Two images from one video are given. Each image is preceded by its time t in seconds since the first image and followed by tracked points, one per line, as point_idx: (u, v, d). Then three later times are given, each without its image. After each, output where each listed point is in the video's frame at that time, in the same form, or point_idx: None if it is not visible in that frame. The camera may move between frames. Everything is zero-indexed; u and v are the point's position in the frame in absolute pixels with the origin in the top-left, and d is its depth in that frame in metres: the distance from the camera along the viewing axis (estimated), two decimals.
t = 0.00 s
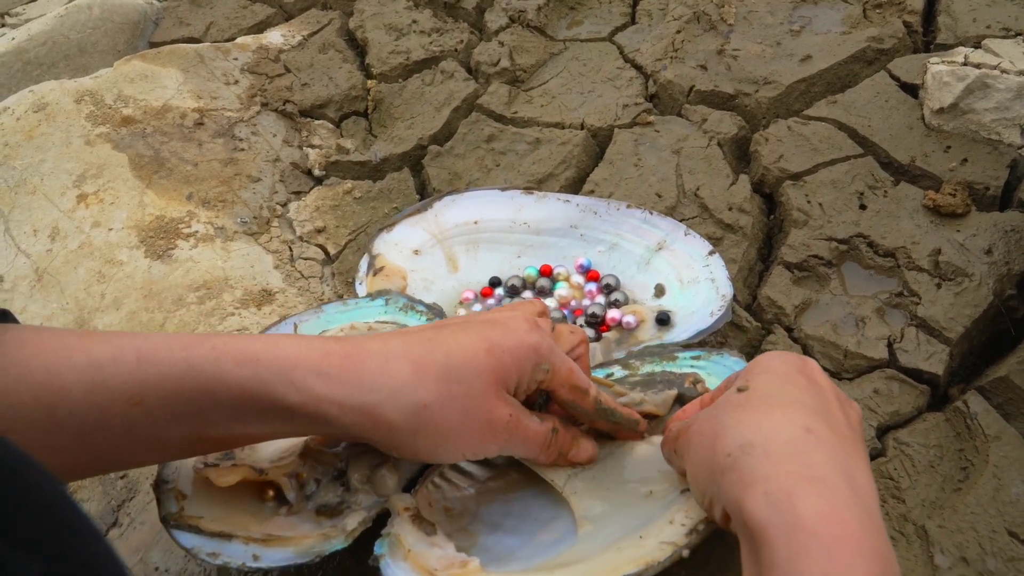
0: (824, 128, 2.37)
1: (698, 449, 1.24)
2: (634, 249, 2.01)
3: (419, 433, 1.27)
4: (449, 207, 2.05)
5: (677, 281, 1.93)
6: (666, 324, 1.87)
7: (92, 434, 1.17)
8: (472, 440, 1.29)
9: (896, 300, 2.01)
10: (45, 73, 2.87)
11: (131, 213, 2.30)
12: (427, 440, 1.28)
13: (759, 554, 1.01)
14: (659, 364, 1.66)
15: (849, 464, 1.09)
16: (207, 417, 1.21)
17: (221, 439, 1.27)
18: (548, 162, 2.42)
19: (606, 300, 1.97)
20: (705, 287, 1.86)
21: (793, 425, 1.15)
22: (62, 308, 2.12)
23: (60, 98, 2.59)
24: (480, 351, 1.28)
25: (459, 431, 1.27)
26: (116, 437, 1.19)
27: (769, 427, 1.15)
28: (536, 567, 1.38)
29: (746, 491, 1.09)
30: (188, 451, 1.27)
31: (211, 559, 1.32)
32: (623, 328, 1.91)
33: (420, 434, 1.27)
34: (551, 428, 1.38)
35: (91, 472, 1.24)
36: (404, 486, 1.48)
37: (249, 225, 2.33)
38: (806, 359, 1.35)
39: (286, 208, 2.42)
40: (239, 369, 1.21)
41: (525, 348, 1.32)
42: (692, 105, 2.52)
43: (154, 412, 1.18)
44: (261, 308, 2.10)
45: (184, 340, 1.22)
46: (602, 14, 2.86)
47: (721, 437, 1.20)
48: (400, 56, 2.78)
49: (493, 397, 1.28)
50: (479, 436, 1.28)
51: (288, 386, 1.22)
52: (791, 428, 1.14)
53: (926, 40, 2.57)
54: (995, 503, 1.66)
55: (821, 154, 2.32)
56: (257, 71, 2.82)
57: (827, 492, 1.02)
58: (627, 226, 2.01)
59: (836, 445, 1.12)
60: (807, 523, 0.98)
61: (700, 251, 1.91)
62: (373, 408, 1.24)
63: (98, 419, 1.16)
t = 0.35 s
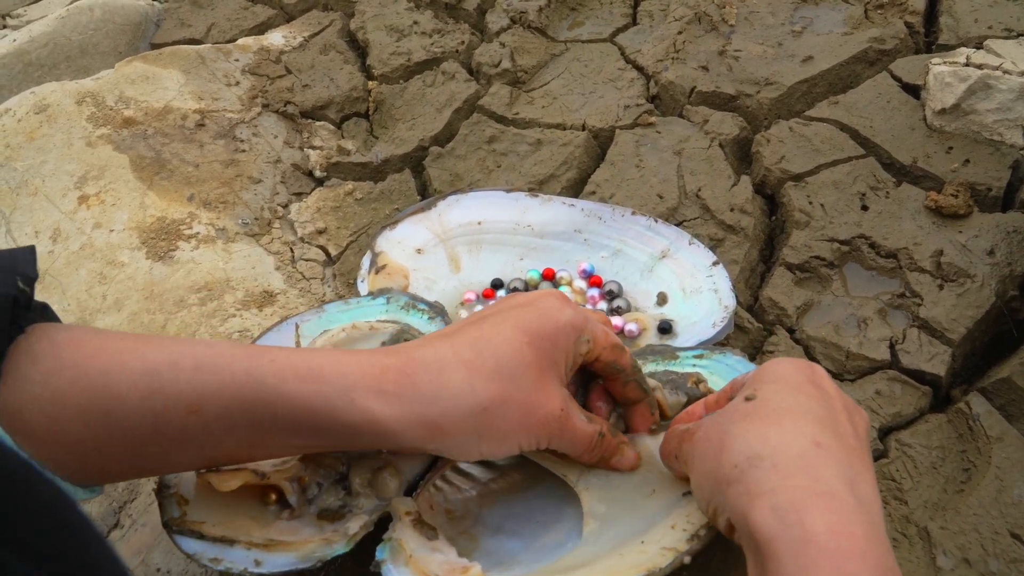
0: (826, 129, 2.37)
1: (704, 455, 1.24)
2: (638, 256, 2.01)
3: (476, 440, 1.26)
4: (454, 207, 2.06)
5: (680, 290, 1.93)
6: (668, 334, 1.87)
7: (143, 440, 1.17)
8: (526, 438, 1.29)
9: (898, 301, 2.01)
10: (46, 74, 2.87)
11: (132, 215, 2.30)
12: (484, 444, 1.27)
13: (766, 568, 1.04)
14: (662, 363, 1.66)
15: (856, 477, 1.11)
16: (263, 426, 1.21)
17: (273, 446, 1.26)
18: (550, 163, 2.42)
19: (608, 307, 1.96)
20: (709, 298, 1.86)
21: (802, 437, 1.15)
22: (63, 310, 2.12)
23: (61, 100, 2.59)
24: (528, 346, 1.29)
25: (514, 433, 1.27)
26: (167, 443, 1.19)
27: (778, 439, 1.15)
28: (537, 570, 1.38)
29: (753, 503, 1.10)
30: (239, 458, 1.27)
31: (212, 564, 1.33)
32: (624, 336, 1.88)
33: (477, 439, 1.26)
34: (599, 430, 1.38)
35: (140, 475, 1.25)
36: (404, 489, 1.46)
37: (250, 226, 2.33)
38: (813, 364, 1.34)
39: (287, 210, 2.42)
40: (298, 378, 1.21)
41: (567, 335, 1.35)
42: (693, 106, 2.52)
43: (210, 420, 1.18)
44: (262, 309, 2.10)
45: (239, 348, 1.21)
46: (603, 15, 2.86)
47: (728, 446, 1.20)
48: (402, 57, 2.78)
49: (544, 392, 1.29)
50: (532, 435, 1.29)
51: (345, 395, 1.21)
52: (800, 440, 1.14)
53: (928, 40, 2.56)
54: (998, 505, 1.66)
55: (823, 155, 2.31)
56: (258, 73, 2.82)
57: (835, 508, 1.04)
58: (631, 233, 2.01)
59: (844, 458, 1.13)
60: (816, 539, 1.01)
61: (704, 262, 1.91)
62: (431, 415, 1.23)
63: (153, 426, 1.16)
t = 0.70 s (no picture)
0: (827, 129, 2.37)
1: (705, 450, 1.24)
2: (639, 255, 2.01)
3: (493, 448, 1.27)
4: (454, 207, 2.06)
5: (681, 287, 1.93)
6: (669, 331, 1.86)
7: (159, 436, 1.18)
8: (543, 449, 1.30)
9: (900, 302, 2.01)
10: (47, 75, 2.87)
11: (134, 215, 2.30)
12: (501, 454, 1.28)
13: (767, 556, 1.03)
14: (665, 367, 1.65)
15: (855, 467, 1.11)
16: (281, 426, 1.22)
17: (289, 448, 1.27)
18: (551, 163, 2.42)
19: (609, 306, 1.95)
20: (709, 294, 1.86)
21: (800, 428, 1.15)
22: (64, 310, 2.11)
23: (63, 100, 2.59)
24: (554, 358, 1.30)
25: (533, 443, 1.28)
26: (182, 441, 1.20)
27: (777, 430, 1.16)
28: (537, 567, 1.37)
29: (753, 493, 1.10)
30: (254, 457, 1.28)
31: (213, 556, 1.33)
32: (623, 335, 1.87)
33: (495, 449, 1.27)
34: (604, 431, 1.40)
35: (154, 470, 1.26)
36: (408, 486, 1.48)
37: (252, 227, 2.33)
38: (810, 360, 1.35)
39: (289, 211, 2.42)
40: (320, 380, 1.21)
41: (593, 348, 1.36)
42: (695, 106, 2.52)
43: (229, 418, 1.19)
44: (264, 310, 2.10)
45: (262, 347, 1.21)
46: (604, 16, 2.86)
47: (728, 439, 1.20)
48: (403, 58, 2.78)
49: (565, 405, 1.30)
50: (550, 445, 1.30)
51: (367, 399, 1.22)
52: (799, 431, 1.15)
53: (929, 41, 2.56)
54: (1000, 506, 1.65)
55: (824, 156, 2.31)
56: (259, 73, 2.82)
57: (834, 495, 1.04)
58: (631, 232, 2.01)
59: (843, 448, 1.13)
60: (816, 525, 1.00)
61: (704, 258, 1.91)
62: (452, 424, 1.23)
63: (172, 424, 1.17)
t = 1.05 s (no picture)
0: (828, 130, 2.37)
1: (703, 448, 1.25)
2: (640, 256, 2.01)
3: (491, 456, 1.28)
4: (456, 208, 2.05)
5: (682, 289, 1.93)
6: (671, 333, 1.86)
7: (162, 435, 1.20)
8: (544, 462, 1.31)
9: (901, 302, 2.01)
10: (48, 75, 2.87)
11: (135, 216, 2.30)
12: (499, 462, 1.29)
13: (768, 550, 1.04)
14: (666, 369, 1.64)
15: (851, 455, 1.11)
16: (284, 428, 1.24)
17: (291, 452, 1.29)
18: (552, 164, 2.42)
19: (610, 307, 1.95)
20: (711, 296, 1.86)
21: (796, 419, 1.16)
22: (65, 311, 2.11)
23: (63, 101, 2.59)
24: (560, 372, 1.31)
25: (533, 455, 1.29)
26: (186, 440, 1.22)
27: (772, 424, 1.16)
28: (540, 567, 1.37)
29: (752, 487, 1.10)
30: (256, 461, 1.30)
31: (214, 551, 1.33)
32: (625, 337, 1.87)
33: (494, 457, 1.28)
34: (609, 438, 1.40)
35: (155, 469, 1.27)
36: (409, 485, 1.48)
37: (252, 227, 2.33)
38: (801, 355, 1.35)
39: (289, 211, 2.42)
40: (323, 384, 1.23)
41: (603, 366, 1.36)
42: (696, 107, 2.52)
43: (232, 419, 1.21)
44: (265, 311, 2.10)
45: (267, 348, 1.24)
46: (605, 16, 2.86)
47: (725, 435, 1.20)
48: (404, 59, 2.78)
49: (569, 419, 1.31)
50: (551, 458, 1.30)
51: (370, 402, 1.24)
52: (794, 423, 1.15)
53: (931, 41, 2.56)
54: (1001, 506, 1.65)
55: (825, 156, 2.31)
56: (260, 74, 2.82)
57: (832, 485, 1.04)
58: (633, 233, 2.01)
59: (839, 437, 1.13)
60: (815, 517, 1.01)
61: (706, 261, 1.91)
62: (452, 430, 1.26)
63: (176, 423, 1.19)
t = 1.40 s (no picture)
0: (828, 130, 2.37)
1: (702, 450, 1.25)
2: (640, 257, 2.00)
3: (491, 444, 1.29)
4: (455, 209, 2.05)
5: (682, 289, 1.93)
6: (671, 333, 1.86)
7: (167, 426, 1.20)
8: (546, 449, 1.32)
9: (902, 303, 2.01)
10: (49, 76, 2.87)
11: (135, 217, 2.30)
12: (498, 448, 1.30)
13: (771, 550, 1.04)
14: (666, 370, 1.64)
15: (851, 454, 1.11)
16: (288, 416, 1.24)
17: (292, 442, 1.30)
18: (552, 165, 2.42)
19: (611, 308, 1.95)
20: (711, 297, 1.86)
21: (796, 419, 1.16)
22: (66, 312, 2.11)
23: (64, 102, 2.59)
24: (559, 359, 1.33)
25: (536, 440, 1.30)
26: (189, 431, 1.22)
27: (772, 424, 1.16)
28: (539, 567, 1.37)
29: (753, 487, 1.10)
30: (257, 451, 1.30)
31: (214, 552, 1.32)
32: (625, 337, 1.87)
33: (495, 443, 1.29)
34: (607, 432, 1.41)
35: (158, 461, 1.27)
36: (409, 486, 1.47)
37: (253, 228, 2.33)
38: (796, 357, 1.35)
39: (289, 212, 2.42)
40: (326, 371, 1.24)
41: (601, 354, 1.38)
42: (696, 107, 2.52)
43: (237, 408, 1.21)
44: (265, 312, 2.10)
45: (271, 339, 1.25)
46: (605, 17, 2.86)
47: (724, 437, 1.20)
48: (404, 59, 2.78)
49: (571, 406, 1.32)
50: (555, 444, 1.32)
51: (372, 388, 1.25)
52: (794, 423, 1.15)
53: (931, 42, 2.56)
54: (1001, 507, 1.65)
55: (826, 156, 2.31)
56: (260, 75, 2.82)
57: (832, 483, 1.04)
58: (633, 234, 2.01)
59: (840, 437, 1.13)
60: (817, 517, 1.01)
61: (706, 262, 1.91)
62: (455, 417, 1.27)
63: (180, 413, 1.20)
